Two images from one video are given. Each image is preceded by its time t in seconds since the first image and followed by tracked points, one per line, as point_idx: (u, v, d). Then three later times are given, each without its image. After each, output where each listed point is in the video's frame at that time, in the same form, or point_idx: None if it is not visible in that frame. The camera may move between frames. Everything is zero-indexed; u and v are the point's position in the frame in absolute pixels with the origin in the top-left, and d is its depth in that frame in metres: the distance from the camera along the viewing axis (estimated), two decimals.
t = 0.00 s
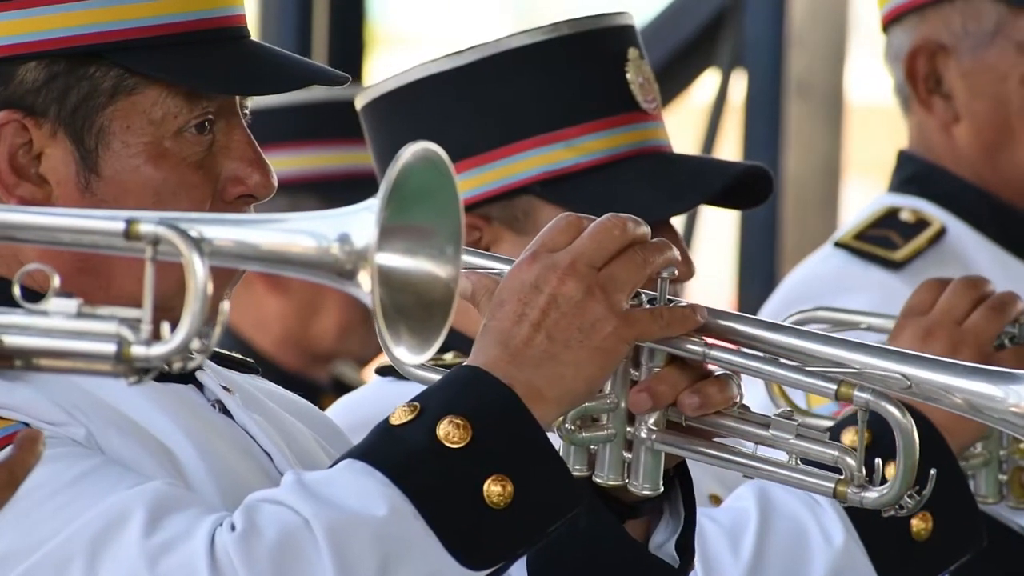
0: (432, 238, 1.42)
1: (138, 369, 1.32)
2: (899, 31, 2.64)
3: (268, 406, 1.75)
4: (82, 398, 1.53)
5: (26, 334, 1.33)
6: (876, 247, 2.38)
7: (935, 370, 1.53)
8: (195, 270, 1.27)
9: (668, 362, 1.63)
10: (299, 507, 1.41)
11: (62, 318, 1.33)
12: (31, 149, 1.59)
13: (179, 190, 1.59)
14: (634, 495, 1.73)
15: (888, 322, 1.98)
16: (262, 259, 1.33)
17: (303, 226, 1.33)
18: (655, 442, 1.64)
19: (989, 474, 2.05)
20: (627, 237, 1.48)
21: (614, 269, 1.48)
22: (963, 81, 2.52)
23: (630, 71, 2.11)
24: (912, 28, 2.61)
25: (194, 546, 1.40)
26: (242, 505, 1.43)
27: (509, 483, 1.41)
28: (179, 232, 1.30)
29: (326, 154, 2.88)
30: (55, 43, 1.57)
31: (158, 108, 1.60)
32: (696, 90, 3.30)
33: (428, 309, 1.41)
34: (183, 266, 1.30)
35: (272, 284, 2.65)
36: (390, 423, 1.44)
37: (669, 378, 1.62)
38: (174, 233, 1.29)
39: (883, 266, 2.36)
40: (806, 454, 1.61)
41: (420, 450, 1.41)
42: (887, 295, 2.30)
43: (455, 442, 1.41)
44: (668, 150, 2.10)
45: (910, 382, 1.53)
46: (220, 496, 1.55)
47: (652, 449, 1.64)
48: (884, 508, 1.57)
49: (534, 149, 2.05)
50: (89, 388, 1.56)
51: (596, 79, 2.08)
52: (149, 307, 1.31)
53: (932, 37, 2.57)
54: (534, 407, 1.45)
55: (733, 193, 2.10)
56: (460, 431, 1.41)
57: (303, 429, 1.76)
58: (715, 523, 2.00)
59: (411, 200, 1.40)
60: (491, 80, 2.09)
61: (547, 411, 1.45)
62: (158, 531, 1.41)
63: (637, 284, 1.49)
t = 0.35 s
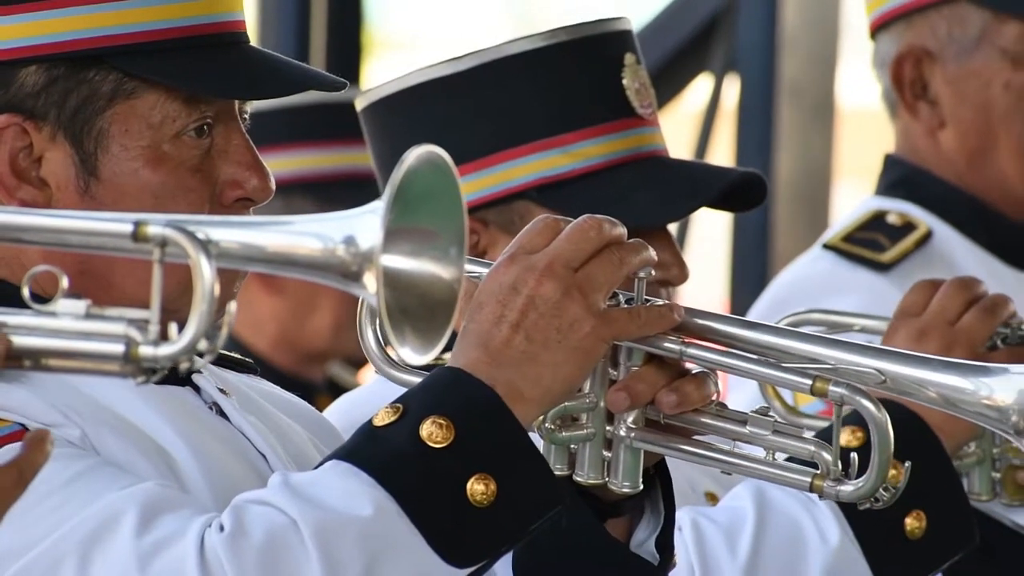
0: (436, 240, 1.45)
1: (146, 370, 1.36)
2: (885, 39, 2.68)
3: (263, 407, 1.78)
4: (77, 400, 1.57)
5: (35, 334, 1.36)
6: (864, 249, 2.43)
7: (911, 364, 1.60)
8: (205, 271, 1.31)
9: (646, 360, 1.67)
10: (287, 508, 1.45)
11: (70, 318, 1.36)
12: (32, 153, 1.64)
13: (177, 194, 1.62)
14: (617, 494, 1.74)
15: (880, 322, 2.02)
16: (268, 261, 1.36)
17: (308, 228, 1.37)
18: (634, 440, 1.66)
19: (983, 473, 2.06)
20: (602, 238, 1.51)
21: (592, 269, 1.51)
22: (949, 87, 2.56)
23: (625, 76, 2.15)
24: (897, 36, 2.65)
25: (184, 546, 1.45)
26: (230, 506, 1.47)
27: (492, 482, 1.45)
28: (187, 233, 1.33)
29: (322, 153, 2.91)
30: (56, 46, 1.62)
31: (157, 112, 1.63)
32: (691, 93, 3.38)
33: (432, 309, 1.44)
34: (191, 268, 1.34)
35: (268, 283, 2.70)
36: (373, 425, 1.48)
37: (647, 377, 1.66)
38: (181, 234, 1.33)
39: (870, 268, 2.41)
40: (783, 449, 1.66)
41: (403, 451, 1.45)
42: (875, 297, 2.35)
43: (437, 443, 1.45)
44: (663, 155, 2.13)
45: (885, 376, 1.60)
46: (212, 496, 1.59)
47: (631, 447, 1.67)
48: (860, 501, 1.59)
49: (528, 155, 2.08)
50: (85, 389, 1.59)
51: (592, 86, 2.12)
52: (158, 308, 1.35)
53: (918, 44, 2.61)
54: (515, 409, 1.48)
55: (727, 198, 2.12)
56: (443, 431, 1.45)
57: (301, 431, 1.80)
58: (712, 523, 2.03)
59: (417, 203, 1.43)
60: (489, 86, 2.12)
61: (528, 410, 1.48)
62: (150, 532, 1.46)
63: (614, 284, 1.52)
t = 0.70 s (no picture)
0: (451, 246, 1.56)
1: (172, 369, 1.42)
2: (866, 51, 2.79)
3: (268, 399, 1.88)
4: (89, 394, 1.67)
5: (66, 335, 1.41)
6: (841, 249, 2.54)
7: (873, 347, 1.73)
8: (228, 277, 1.39)
9: (622, 352, 1.77)
10: (287, 494, 1.53)
11: (100, 319, 1.42)
12: (47, 156, 1.72)
13: (184, 194, 1.72)
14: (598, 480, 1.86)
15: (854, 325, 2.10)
16: (291, 265, 1.47)
17: (330, 234, 1.48)
18: (614, 428, 1.76)
19: (953, 466, 2.18)
20: (576, 236, 1.60)
21: (568, 265, 1.61)
22: (928, 98, 2.65)
23: (617, 92, 2.27)
24: (878, 48, 2.76)
25: (190, 532, 1.53)
26: (232, 493, 1.55)
27: (480, 468, 1.55)
28: (211, 239, 1.42)
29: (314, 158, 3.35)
30: (64, 56, 1.72)
31: (168, 119, 1.73)
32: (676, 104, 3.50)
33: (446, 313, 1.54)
34: (216, 271, 1.42)
35: (261, 286, 3.03)
36: (366, 416, 1.57)
37: (624, 367, 1.76)
38: (206, 240, 1.42)
39: (848, 268, 2.51)
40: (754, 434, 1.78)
41: (396, 439, 1.54)
42: (855, 299, 2.45)
43: (428, 431, 1.54)
44: (649, 168, 2.26)
45: (850, 359, 1.72)
46: (217, 485, 1.69)
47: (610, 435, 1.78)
48: (829, 478, 1.72)
49: (522, 166, 2.19)
50: (96, 382, 1.69)
51: (581, 102, 2.23)
52: (184, 310, 1.43)
53: (898, 57, 2.72)
54: (500, 398, 1.58)
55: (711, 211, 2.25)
56: (432, 421, 1.54)
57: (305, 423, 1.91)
58: (693, 513, 2.13)
59: (431, 211, 1.54)
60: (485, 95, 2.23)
61: (511, 402, 1.58)
62: (157, 518, 1.55)
63: (589, 278, 1.61)
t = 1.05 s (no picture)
0: (467, 254, 1.65)
1: (201, 369, 1.47)
2: (855, 62, 2.92)
3: (288, 396, 2.00)
4: (125, 388, 1.78)
5: (101, 336, 1.44)
6: (823, 253, 2.64)
7: (865, 347, 1.84)
8: (252, 280, 1.44)
9: (625, 351, 1.88)
10: (314, 480, 1.65)
11: (133, 322, 1.45)
12: (82, 164, 1.83)
13: (208, 201, 1.83)
14: (599, 473, 1.95)
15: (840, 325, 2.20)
16: (312, 270, 1.55)
17: (351, 243, 1.57)
18: (617, 423, 1.88)
19: (931, 459, 2.30)
20: (585, 242, 1.73)
21: (575, 269, 1.73)
22: (912, 107, 2.78)
23: (614, 106, 2.41)
24: (866, 60, 2.89)
25: (222, 514, 1.64)
26: (262, 478, 1.67)
27: (495, 457, 1.67)
28: (239, 246, 1.48)
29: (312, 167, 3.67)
30: (98, 70, 1.83)
31: (197, 132, 1.85)
32: (668, 117, 3.72)
33: (461, 317, 1.64)
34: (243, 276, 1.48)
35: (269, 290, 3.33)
36: (386, 407, 1.70)
37: (627, 365, 1.87)
38: (234, 247, 1.48)
39: (827, 269, 2.61)
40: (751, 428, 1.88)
41: (416, 429, 1.66)
42: (836, 298, 2.56)
43: (446, 422, 1.66)
44: (645, 177, 2.39)
45: (843, 358, 1.83)
46: (245, 473, 1.81)
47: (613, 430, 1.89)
48: (824, 471, 1.83)
49: (529, 175, 2.33)
50: (133, 380, 1.80)
51: (579, 110, 2.38)
52: (212, 313, 1.46)
53: (886, 70, 2.84)
54: (512, 391, 1.70)
55: (704, 219, 2.37)
56: (450, 412, 1.66)
57: (322, 421, 2.02)
58: (684, 506, 2.25)
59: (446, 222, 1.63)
60: (490, 108, 2.37)
61: (523, 395, 1.70)
62: (190, 502, 1.65)
63: (595, 280, 1.74)
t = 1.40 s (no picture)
0: (474, 255, 1.74)
1: (225, 365, 1.55)
2: (842, 74, 3.05)
3: (309, 392, 2.10)
4: (164, 385, 1.89)
5: (130, 334, 1.53)
6: (810, 254, 2.76)
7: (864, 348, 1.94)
8: (275, 282, 1.53)
9: (633, 349, 1.98)
10: (348, 472, 1.76)
11: (160, 321, 1.55)
12: (120, 174, 1.94)
13: (239, 208, 1.93)
14: (604, 464, 2.09)
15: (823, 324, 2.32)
16: (331, 272, 1.63)
17: (368, 246, 1.65)
18: (625, 418, 1.98)
19: (910, 450, 2.38)
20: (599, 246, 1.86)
21: (589, 271, 1.85)
22: (895, 118, 2.91)
23: (609, 114, 2.52)
24: (853, 73, 3.03)
25: (263, 504, 1.75)
26: (299, 471, 1.78)
27: (517, 450, 1.78)
28: (261, 249, 1.57)
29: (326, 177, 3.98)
30: (136, 86, 1.95)
31: (229, 144, 1.96)
32: (663, 127, 3.84)
33: (471, 313, 1.73)
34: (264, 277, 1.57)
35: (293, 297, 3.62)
36: (413, 404, 1.80)
37: (634, 363, 1.98)
38: (257, 251, 1.56)
39: (814, 270, 2.73)
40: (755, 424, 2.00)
41: (443, 424, 1.77)
42: (821, 297, 2.67)
43: (471, 417, 1.77)
44: (638, 183, 2.49)
45: (841, 358, 1.94)
46: (276, 463, 1.93)
47: (620, 425, 1.99)
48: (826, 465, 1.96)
49: (528, 180, 2.45)
50: (171, 378, 1.91)
51: (581, 119, 2.49)
52: (236, 313, 1.55)
53: (871, 82, 2.98)
54: (530, 387, 1.80)
55: (695, 222, 2.47)
56: (475, 407, 1.77)
57: (342, 417, 2.12)
58: (677, 496, 2.36)
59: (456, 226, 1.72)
60: (492, 117, 2.49)
61: (542, 392, 1.81)
62: (231, 494, 1.76)
63: (605, 283, 1.87)
